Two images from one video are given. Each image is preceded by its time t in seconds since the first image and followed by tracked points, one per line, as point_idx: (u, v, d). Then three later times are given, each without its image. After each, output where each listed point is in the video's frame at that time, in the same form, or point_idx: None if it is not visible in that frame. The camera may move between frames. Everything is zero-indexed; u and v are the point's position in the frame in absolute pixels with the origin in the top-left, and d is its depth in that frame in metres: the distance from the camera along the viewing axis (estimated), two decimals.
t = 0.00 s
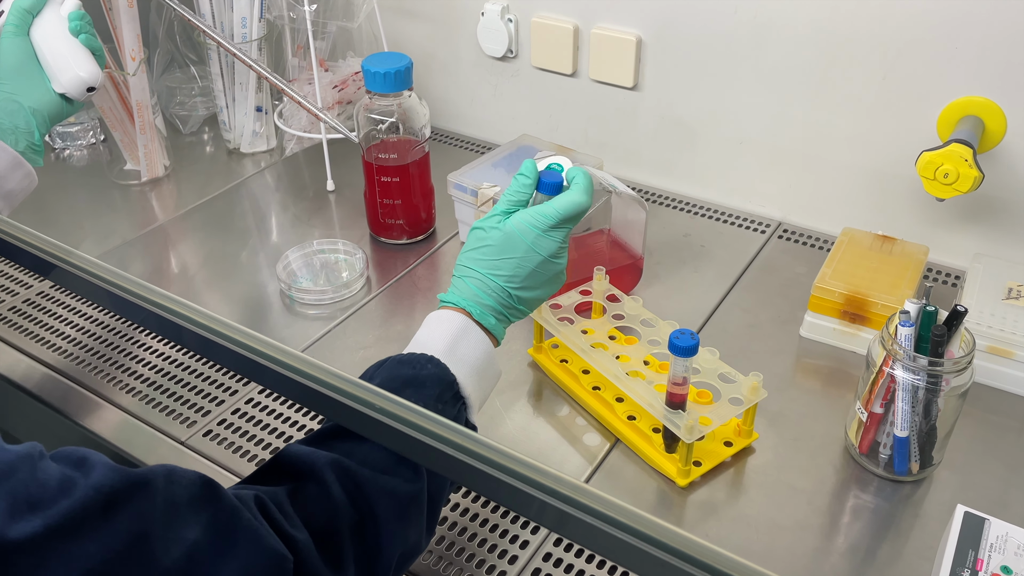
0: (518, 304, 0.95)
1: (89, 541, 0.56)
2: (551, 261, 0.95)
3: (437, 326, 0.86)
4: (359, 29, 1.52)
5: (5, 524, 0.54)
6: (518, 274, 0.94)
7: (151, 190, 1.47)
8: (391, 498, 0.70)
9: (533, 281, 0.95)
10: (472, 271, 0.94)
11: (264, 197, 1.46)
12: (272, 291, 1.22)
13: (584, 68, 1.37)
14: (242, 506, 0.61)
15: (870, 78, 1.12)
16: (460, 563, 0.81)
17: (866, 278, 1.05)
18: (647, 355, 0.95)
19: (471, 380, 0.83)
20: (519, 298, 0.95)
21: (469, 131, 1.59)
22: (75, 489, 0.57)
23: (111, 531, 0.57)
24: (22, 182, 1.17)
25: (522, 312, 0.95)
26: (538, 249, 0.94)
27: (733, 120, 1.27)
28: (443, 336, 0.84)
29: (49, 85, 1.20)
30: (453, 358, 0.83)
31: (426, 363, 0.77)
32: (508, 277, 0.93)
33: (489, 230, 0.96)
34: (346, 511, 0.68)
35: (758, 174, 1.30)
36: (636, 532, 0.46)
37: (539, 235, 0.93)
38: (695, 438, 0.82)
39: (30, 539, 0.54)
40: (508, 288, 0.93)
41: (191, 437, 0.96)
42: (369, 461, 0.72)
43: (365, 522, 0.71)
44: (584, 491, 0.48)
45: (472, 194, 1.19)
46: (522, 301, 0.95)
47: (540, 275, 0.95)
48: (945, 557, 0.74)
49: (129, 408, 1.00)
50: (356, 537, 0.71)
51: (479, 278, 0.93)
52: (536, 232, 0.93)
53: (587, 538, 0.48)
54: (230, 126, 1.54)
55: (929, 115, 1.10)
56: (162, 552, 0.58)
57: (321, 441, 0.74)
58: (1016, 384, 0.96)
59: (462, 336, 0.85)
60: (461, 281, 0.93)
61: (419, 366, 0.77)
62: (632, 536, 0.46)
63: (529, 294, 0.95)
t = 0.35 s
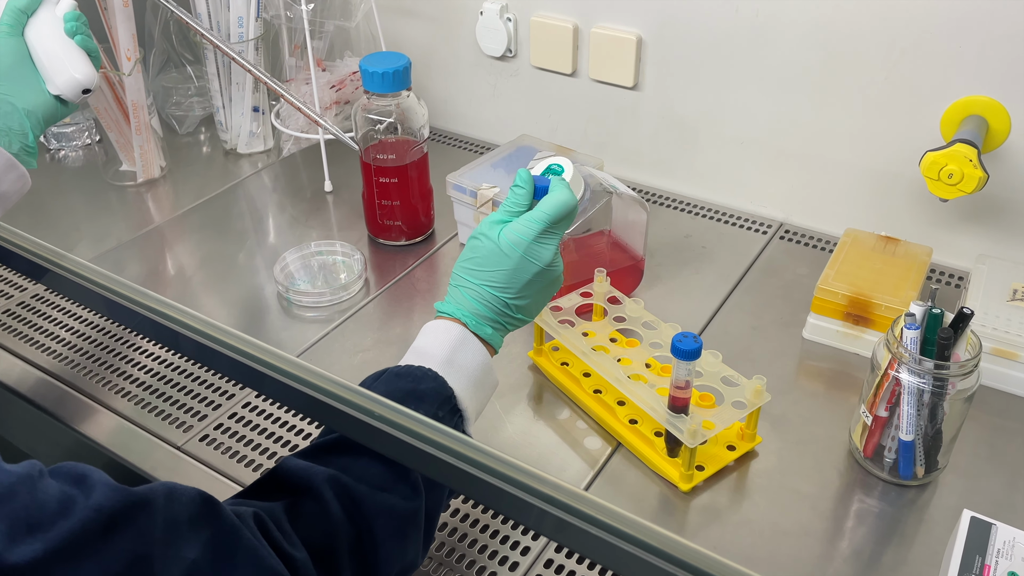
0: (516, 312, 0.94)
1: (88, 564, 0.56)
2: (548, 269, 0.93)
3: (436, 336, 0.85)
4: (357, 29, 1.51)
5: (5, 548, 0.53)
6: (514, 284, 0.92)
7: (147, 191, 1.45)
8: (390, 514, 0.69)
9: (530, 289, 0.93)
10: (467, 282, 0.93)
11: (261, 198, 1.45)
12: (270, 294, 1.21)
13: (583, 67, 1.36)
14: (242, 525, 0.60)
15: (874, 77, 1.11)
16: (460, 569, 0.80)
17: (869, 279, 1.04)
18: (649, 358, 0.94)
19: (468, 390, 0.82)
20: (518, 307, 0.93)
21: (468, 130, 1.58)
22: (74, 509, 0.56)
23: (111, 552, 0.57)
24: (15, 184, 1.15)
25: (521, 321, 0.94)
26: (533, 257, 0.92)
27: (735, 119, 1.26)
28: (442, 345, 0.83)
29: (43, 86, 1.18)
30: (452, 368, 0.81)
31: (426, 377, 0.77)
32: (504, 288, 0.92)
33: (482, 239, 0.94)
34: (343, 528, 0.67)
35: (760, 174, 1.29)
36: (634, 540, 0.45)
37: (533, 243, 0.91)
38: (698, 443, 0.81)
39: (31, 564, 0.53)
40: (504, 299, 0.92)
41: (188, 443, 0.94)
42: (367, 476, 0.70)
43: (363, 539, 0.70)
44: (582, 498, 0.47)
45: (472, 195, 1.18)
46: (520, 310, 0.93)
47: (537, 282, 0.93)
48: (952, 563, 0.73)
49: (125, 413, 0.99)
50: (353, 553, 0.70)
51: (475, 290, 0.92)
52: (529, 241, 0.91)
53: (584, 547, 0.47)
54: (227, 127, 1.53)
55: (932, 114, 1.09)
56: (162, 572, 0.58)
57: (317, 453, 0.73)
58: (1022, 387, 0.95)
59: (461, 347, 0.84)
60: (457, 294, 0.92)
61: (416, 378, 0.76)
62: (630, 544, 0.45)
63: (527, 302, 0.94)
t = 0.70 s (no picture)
0: (517, 322, 0.94)
1: None
2: (548, 277, 0.93)
3: (438, 345, 0.86)
4: (355, 35, 1.51)
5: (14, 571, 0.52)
6: (515, 295, 0.92)
7: (144, 199, 1.45)
8: (395, 528, 0.68)
9: (531, 299, 0.93)
10: (469, 292, 0.93)
11: (259, 205, 1.45)
12: (269, 302, 1.20)
13: (582, 72, 1.36)
14: (248, 541, 0.61)
15: (873, 81, 1.11)
16: None
17: (870, 283, 1.04)
18: (651, 365, 0.94)
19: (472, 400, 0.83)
20: (519, 317, 0.94)
21: (466, 136, 1.58)
22: (84, 529, 0.55)
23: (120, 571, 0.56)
24: (14, 194, 1.14)
25: (522, 330, 0.94)
26: (534, 267, 0.91)
27: (734, 123, 1.26)
28: (445, 354, 0.85)
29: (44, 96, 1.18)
30: (455, 377, 0.82)
31: (432, 389, 0.76)
32: (505, 299, 0.92)
33: (482, 248, 0.94)
34: (350, 541, 0.67)
35: (759, 179, 1.29)
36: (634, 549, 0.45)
37: (533, 254, 0.91)
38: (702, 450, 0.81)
39: None
40: (506, 308, 0.92)
41: (189, 454, 0.94)
42: (371, 490, 0.70)
43: (368, 552, 0.69)
44: (584, 508, 0.47)
45: (471, 201, 1.18)
46: (522, 320, 0.94)
47: (539, 292, 0.93)
48: (958, 570, 0.73)
49: (124, 423, 0.99)
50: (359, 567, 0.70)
51: (477, 300, 0.92)
52: (530, 251, 0.91)
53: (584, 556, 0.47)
54: (225, 133, 1.52)
55: (932, 118, 1.09)
56: None
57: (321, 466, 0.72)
58: None
59: (464, 356, 0.86)
60: (460, 303, 0.93)
61: (421, 391, 0.76)
62: (632, 555, 0.45)
63: (529, 312, 0.94)
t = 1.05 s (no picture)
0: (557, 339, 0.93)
1: None
2: (589, 292, 0.94)
3: (478, 360, 0.85)
4: (343, 39, 1.50)
5: None
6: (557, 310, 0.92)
7: (132, 207, 1.43)
8: (430, 530, 0.69)
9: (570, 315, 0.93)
10: (510, 309, 0.92)
11: (247, 212, 1.43)
12: (260, 310, 1.19)
13: (573, 74, 1.36)
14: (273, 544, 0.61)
15: (865, 79, 1.11)
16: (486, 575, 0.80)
17: (867, 282, 1.04)
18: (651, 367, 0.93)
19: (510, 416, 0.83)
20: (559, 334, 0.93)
21: (457, 139, 1.57)
22: (102, 535, 0.55)
23: None
24: None
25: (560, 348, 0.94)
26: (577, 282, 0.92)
27: (726, 123, 1.26)
28: (484, 369, 0.84)
29: (31, 108, 1.15)
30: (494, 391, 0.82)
31: (471, 399, 0.77)
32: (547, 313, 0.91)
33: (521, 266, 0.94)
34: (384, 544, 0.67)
35: (752, 178, 1.29)
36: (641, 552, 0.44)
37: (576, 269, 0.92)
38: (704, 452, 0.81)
39: None
40: (548, 324, 0.91)
41: (186, 466, 0.92)
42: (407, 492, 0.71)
43: (403, 555, 0.70)
44: (584, 510, 0.46)
45: (465, 205, 1.17)
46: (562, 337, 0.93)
47: (578, 308, 0.94)
48: (964, 568, 0.73)
49: (116, 434, 0.97)
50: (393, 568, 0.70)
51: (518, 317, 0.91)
52: (574, 266, 0.92)
53: (592, 560, 0.46)
54: (212, 140, 1.51)
55: (924, 115, 1.09)
56: None
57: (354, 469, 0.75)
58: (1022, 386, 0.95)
59: (503, 371, 0.85)
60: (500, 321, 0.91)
61: (460, 400, 0.77)
62: (635, 557, 0.44)
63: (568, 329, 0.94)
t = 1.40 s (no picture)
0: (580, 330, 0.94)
1: None
2: (608, 283, 0.95)
3: (504, 353, 0.85)
4: (329, 42, 1.48)
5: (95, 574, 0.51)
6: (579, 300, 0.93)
7: (114, 216, 1.40)
8: (470, 514, 0.69)
9: (591, 305, 0.94)
10: (533, 302, 0.93)
11: (233, 219, 1.41)
12: (251, 317, 1.17)
13: (561, 75, 1.36)
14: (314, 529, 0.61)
15: (852, 77, 1.13)
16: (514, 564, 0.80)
17: (861, 277, 1.05)
18: (657, 365, 0.94)
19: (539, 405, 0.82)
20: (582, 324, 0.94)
21: (445, 142, 1.57)
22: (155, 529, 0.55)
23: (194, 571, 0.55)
24: None
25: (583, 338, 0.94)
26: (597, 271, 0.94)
27: (716, 122, 1.27)
28: (508, 362, 0.84)
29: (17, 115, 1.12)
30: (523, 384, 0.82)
31: (500, 385, 0.77)
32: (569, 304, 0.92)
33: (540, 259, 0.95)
34: (426, 528, 0.68)
35: (742, 177, 1.30)
36: (678, 546, 0.45)
37: (596, 259, 0.93)
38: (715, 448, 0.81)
39: None
40: (571, 314, 0.92)
41: (189, 477, 0.90)
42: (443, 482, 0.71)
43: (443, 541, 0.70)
44: (609, 502, 0.47)
45: (460, 207, 1.16)
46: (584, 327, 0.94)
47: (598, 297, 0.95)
48: (972, 556, 0.74)
49: (111, 446, 0.94)
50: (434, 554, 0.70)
51: (541, 308, 0.92)
52: (594, 256, 0.93)
53: (620, 553, 0.47)
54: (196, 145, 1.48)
55: (911, 112, 1.11)
56: None
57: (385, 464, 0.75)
58: (1017, 375, 0.97)
59: (528, 364, 0.85)
60: (524, 314, 0.92)
61: (491, 387, 0.77)
62: (661, 545, 0.45)
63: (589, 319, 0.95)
